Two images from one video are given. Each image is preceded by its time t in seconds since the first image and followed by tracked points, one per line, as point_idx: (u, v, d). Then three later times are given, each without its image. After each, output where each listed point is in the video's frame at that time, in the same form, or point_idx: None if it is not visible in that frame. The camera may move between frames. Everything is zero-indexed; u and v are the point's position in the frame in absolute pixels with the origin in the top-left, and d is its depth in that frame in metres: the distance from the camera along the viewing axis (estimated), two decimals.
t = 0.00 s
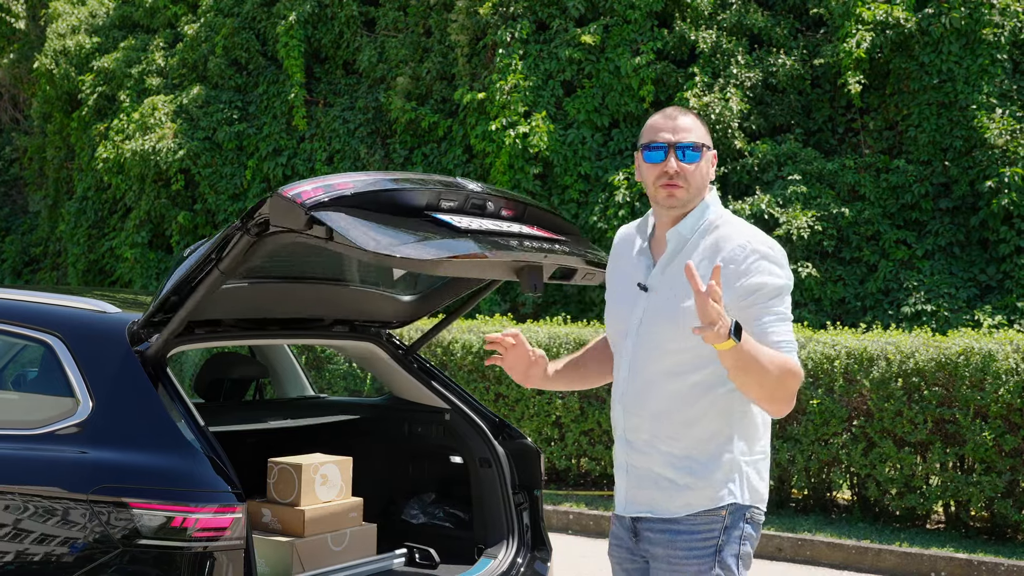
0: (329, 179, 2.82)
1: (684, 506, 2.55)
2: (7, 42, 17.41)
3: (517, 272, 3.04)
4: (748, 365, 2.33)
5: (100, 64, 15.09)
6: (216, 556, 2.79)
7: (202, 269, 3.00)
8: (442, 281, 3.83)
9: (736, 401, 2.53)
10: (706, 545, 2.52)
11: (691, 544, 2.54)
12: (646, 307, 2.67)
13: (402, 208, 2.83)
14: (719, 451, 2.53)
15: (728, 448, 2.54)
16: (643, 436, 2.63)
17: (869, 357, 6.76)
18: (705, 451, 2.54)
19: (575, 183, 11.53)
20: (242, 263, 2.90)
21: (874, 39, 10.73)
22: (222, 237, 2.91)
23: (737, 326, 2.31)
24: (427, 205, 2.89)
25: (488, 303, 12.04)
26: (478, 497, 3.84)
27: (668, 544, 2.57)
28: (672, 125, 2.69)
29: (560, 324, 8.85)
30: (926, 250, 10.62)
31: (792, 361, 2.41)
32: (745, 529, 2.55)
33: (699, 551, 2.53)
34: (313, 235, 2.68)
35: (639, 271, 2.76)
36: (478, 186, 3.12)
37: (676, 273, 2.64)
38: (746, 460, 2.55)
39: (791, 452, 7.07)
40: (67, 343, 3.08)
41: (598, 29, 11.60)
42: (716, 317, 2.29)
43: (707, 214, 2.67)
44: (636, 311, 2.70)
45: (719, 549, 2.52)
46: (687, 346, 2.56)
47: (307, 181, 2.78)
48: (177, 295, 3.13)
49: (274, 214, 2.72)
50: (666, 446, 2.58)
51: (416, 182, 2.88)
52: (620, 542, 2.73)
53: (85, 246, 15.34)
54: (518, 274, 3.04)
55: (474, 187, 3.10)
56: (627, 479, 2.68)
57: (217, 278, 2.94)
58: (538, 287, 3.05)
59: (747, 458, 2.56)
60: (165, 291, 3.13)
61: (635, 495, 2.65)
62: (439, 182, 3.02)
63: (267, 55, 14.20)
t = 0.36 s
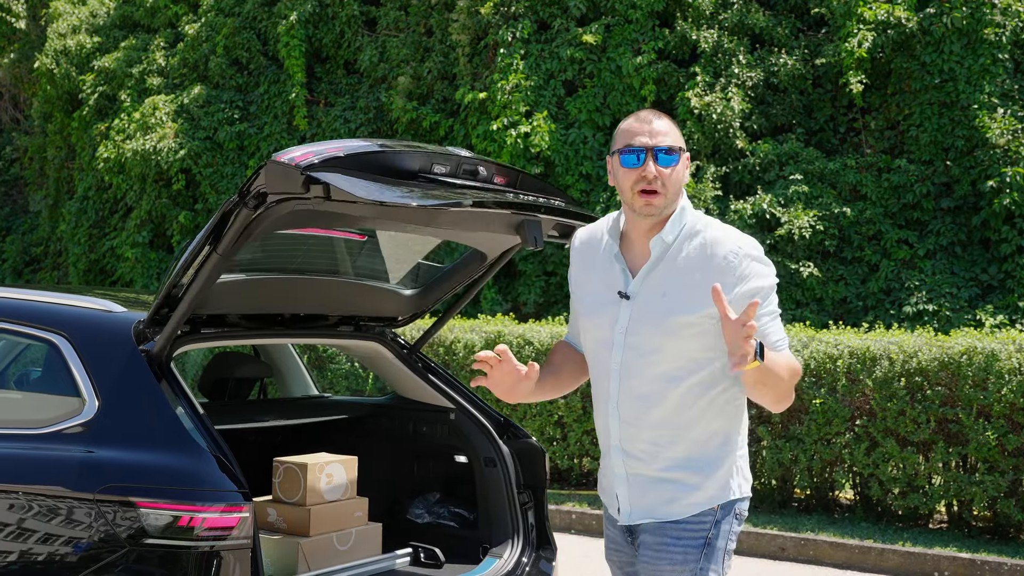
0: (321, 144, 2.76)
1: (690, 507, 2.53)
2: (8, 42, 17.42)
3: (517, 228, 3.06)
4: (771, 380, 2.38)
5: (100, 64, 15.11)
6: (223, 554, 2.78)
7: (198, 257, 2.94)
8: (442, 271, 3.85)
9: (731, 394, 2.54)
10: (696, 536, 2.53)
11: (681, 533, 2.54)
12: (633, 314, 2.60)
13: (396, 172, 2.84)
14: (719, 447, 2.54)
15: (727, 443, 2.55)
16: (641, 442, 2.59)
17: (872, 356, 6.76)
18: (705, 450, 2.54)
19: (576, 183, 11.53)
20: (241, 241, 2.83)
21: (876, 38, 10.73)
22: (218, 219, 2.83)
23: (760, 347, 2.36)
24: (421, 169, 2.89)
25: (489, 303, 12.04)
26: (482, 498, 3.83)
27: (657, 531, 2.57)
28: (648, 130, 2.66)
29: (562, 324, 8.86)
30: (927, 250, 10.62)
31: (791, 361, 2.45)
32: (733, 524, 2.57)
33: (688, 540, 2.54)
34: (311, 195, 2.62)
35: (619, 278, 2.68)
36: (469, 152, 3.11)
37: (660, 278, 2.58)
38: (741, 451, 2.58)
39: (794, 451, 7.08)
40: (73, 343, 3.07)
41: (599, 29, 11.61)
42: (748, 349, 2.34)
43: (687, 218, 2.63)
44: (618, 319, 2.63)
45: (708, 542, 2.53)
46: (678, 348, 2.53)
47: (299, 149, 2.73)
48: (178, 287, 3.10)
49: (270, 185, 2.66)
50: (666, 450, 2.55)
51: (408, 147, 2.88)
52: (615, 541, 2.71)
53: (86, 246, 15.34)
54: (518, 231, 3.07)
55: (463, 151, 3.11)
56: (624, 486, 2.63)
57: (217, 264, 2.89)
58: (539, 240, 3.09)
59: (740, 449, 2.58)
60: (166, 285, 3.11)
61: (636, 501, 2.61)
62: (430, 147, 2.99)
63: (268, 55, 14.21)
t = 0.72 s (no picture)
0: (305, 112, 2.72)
1: (665, 519, 2.36)
2: (10, 42, 17.43)
3: (511, 182, 3.11)
4: (711, 419, 2.12)
5: (102, 63, 15.11)
6: (229, 554, 2.76)
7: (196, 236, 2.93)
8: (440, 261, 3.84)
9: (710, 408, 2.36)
10: (673, 543, 2.35)
11: (660, 541, 2.37)
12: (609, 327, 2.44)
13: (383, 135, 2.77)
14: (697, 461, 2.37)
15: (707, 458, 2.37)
16: (619, 452, 2.43)
17: (877, 355, 6.74)
18: (679, 466, 2.37)
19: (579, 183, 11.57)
20: (238, 216, 2.82)
21: (879, 37, 10.72)
22: (214, 194, 2.82)
23: (684, 389, 2.10)
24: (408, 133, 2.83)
25: (492, 303, 12.03)
26: (487, 498, 3.81)
27: (636, 540, 2.40)
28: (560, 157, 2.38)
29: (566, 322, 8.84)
30: (931, 249, 10.60)
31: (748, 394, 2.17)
32: (716, 530, 2.37)
33: (667, 550, 2.36)
34: (304, 155, 2.57)
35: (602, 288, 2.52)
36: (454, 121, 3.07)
37: (629, 293, 2.39)
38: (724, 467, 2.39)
39: (799, 451, 7.07)
40: (78, 341, 3.06)
41: (602, 28, 11.60)
42: (657, 405, 2.08)
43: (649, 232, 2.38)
44: (596, 329, 2.48)
45: (688, 549, 2.36)
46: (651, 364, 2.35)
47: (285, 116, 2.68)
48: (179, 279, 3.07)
49: (261, 152, 2.60)
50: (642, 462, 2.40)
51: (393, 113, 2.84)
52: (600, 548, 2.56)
53: (88, 245, 15.33)
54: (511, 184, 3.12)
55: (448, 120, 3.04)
56: (605, 495, 2.49)
57: (215, 248, 2.90)
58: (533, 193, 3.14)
59: (724, 463, 2.39)
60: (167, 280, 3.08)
61: (614, 511, 2.46)
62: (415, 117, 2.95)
63: (270, 54, 14.19)
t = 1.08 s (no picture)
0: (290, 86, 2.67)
1: (630, 523, 2.33)
2: (15, 42, 17.48)
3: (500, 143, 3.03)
4: (572, 447, 2.15)
5: (106, 63, 15.14)
6: (232, 553, 2.74)
7: (191, 222, 2.94)
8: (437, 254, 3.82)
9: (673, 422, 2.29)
10: (648, 543, 2.32)
11: (635, 542, 2.33)
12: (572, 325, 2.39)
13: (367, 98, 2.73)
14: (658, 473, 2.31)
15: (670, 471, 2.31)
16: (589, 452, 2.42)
17: (882, 354, 6.71)
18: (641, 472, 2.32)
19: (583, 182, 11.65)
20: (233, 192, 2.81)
21: (884, 37, 10.71)
22: (207, 175, 2.78)
23: (524, 427, 2.20)
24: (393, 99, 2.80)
25: (496, 302, 12.01)
26: (491, 496, 3.80)
27: (611, 542, 2.37)
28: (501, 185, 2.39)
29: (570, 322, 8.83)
30: (936, 249, 10.57)
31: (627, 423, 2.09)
32: (694, 534, 2.33)
33: (642, 551, 2.33)
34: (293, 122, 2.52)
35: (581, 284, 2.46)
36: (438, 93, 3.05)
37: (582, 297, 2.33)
38: (691, 481, 2.32)
39: (804, 451, 7.06)
40: (82, 340, 3.05)
41: (606, 27, 11.59)
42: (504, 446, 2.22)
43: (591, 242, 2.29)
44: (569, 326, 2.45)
45: (664, 551, 2.32)
46: (597, 373, 2.29)
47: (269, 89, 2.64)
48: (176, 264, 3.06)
49: (249, 126, 2.56)
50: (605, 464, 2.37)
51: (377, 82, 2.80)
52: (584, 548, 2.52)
53: (92, 245, 15.35)
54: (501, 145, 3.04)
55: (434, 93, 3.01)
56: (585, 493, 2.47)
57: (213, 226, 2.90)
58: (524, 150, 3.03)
59: (692, 475, 2.32)
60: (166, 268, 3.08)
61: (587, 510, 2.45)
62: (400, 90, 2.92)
63: (274, 54, 14.17)
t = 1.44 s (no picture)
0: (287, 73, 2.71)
1: (606, 530, 2.46)
2: (20, 43, 17.51)
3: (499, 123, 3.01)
4: (499, 449, 2.26)
5: (112, 63, 15.16)
6: (240, 553, 2.71)
7: (194, 217, 2.97)
8: (441, 249, 3.89)
9: (624, 430, 2.38)
10: (623, 549, 2.44)
11: (611, 547, 2.46)
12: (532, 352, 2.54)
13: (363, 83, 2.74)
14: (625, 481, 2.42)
15: (633, 477, 2.41)
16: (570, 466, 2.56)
17: (891, 354, 6.68)
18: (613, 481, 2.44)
19: (590, 182, 11.65)
20: (234, 180, 2.85)
21: (891, 36, 10.68)
22: (208, 163, 2.84)
23: (458, 437, 2.33)
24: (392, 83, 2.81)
25: (502, 303, 11.99)
26: (499, 495, 3.79)
27: (591, 547, 2.52)
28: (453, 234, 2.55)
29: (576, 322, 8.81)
30: (944, 249, 10.53)
31: (538, 427, 2.19)
32: (672, 543, 2.42)
33: (617, 556, 2.45)
34: (289, 103, 2.59)
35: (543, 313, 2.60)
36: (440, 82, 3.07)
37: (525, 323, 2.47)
38: (656, 484, 2.40)
39: (811, 451, 7.03)
40: (88, 339, 3.03)
41: (612, 27, 11.57)
42: (448, 459, 2.35)
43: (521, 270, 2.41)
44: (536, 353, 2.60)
45: (638, 557, 2.42)
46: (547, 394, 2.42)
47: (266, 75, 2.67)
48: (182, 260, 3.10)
49: (247, 112, 2.62)
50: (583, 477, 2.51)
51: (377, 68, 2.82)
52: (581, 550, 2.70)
53: (98, 245, 15.36)
54: (500, 124, 3.01)
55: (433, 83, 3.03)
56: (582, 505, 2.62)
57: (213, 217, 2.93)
58: (522, 128, 3.01)
59: (659, 478, 2.40)
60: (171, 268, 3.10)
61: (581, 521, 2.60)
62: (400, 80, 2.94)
63: (280, 54, 14.15)
